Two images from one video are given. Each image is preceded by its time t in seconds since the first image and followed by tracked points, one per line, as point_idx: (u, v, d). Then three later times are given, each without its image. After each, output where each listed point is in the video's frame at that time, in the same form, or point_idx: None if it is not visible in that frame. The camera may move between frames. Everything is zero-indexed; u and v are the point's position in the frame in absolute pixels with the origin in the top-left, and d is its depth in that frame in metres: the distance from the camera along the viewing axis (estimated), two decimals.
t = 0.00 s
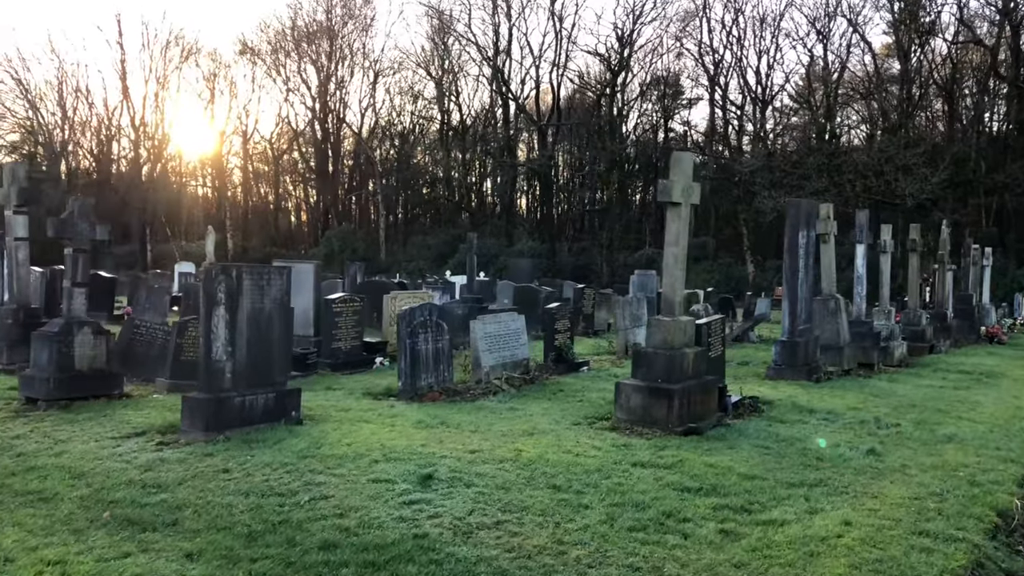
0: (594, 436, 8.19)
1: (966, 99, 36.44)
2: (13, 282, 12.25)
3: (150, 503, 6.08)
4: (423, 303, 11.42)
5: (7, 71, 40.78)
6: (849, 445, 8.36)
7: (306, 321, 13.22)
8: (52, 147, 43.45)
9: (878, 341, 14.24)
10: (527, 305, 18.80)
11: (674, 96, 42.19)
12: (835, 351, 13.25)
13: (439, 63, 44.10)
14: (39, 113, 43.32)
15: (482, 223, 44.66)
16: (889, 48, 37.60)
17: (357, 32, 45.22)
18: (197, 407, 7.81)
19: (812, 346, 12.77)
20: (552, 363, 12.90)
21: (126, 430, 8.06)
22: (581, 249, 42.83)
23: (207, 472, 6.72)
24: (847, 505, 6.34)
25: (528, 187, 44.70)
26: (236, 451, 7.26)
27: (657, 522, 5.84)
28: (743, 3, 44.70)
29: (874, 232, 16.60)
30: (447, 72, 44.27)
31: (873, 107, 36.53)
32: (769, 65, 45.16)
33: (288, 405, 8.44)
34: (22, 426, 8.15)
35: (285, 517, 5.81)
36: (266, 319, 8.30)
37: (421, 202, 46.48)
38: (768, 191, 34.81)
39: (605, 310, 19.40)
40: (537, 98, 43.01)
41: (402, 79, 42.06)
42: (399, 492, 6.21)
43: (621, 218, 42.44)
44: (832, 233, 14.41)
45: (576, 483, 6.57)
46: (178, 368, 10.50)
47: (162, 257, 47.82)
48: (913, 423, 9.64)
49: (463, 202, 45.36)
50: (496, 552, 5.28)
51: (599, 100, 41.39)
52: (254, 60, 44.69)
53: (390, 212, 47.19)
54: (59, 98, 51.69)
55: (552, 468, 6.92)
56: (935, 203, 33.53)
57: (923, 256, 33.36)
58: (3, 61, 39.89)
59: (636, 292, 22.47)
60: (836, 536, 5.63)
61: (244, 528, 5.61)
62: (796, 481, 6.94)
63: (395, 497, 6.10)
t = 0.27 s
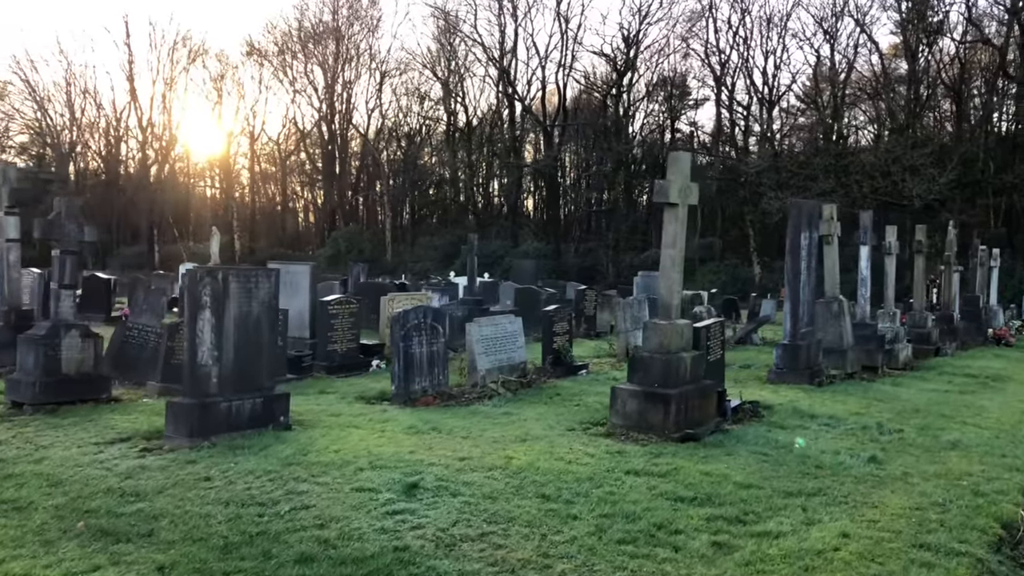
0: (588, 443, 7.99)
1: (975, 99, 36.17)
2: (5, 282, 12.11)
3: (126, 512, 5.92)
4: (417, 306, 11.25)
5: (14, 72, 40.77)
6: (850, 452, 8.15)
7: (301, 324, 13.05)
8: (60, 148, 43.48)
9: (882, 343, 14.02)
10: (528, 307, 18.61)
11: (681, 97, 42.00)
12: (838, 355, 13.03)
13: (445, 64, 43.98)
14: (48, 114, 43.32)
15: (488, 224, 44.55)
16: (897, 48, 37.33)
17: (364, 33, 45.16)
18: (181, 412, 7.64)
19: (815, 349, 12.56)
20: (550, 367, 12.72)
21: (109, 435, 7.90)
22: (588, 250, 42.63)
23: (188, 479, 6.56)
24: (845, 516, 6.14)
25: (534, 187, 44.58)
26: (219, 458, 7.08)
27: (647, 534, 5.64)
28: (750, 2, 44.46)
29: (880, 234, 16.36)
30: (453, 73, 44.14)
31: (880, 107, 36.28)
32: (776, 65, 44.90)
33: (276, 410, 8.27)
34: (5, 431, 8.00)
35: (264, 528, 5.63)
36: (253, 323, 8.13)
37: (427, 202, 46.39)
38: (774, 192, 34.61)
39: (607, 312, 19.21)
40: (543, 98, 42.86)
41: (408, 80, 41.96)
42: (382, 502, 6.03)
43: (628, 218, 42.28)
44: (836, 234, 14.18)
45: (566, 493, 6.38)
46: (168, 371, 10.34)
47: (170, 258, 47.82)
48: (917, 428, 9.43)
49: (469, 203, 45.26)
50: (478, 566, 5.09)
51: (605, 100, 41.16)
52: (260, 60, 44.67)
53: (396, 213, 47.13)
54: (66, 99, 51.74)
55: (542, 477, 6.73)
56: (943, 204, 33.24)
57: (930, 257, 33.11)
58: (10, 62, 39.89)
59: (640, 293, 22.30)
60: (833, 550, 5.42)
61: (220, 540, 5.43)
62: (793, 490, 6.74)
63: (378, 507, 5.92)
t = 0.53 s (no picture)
0: (583, 447, 7.77)
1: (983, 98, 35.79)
2: None
3: (100, 519, 5.71)
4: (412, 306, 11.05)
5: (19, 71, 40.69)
6: (853, 456, 7.91)
7: (296, 324, 12.84)
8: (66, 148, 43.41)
9: (888, 344, 13.78)
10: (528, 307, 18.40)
11: (688, 96, 41.69)
12: (842, 356, 12.79)
13: (450, 63, 43.77)
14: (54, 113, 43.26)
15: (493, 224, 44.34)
16: (904, 46, 36.97)
17: (368, 32, 44.97)
18: (165, 415, 7.44)
19: (819, 350, 12.32)
20: (548, 367, 12.51)
21: (92, 438, 7.70)
22: (593, 250, 42.39)
23: (168, 484, 6.35)
24: (847, 524, 5.90)
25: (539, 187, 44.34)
26: (201, 462, 6.88)
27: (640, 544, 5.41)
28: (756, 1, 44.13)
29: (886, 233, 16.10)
30: (458, 72, 43.92)
31: (888, 107, 35.94)
32: (783, 64, 44.55)
33: (264, 412, 8.08)
34: None
35: (241, 536, 5.41)
36: (240, 323, 7.94)
37: (432, 202, 46.19)
38: (780, 191, 34.31)
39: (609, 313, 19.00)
40: (549, 98, 42.61)
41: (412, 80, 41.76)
42: (366, 508, 5.81)
43: (633, 218, 42.02)
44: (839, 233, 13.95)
45: (558, 499, 6.16)
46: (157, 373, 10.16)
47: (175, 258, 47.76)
48: (922, 432, 9.17)
49: (473, 202, 45.04)
50: None
51: (610, 99, 40.87)
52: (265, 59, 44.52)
53: (402, 213, 46.94)
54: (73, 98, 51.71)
55: (533, 483, 6.50)
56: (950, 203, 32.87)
57: (938, 257, 32.78)
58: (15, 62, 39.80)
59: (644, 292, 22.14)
60: (834, 561, 5.18)
61: (195, 549, 5.21)
62: (794, 497, 6.50)
63: (361, 514, 5.71)
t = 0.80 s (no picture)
0: (576, 452, 7.54)
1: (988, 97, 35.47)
2: None
3: (70, 528, 5.49)
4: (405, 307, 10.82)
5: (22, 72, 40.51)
6: (854, 462, 7.67)
7: (289, 325, 12.63)
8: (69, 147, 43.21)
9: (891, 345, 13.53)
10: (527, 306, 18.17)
11: (692, 96, 41.39)
12: (845, 357, 12.54)
13: (453, 62, 43.50)
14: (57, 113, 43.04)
15: (496, 223, 44.19)
16: (909, 45, 36.63)
17: (372, 32, 44.79)
18: (145, 419, 7.22)
19: (820, 351, 12.07)
20: (545, 369, 12.28)
21: (70, 442, 7.48)
22: (596, 250, 42.14)
23: (143, 491, 6.14)
24: (847, 534, 5.66)
25: (542, 187, 44.11)
26: (179, 468, 6.65)
27: (631, 557, 5.17)
28: None
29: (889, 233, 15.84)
30: (461, 71, 43.67)
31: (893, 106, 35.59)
32: (787, 63, 44.23)
33: (249, 416, 7.85)
34: None
35: (214, 546, 5.19)
36: (224, 325, 7.72)
37: (436, 202, 45.94)
38: (783, 191, 34.02)
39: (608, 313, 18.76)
40: (552, 97, 42.39)
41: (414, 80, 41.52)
42: (346, 518, 5.59)
43: (637, 217, 41.74)
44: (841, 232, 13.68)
45: (547, 508, 5.92)
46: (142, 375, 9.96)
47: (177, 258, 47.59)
48: (927, 436, 8.93)
49: (477, 202, 44.88)
50: None
51: (613, 99, 40.58)
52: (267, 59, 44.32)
53: (405, 213, 46.67)
54: (75, 97, 51.55)
55: (523, 491, 6.27)
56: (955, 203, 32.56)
57: (943, 256, 32.52)
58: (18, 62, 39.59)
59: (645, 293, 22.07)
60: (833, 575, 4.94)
61: (165, 560, 4.99)
62: (793, 505, 6.26)
63: (341, 525, 5.48)
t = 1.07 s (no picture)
0: (565, 457, 7.33)
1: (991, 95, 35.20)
2: None
3: (34, 538, 5.28)
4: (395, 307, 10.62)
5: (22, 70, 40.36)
6: (851, 467, 7.45)
7: (279, 325, 12.43)
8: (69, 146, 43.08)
9: (892, 346, 13.31)
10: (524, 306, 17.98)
11: (694, 95, 41.18)
12: (844, 359, 12.31)
13: (454, 61, 43.31)
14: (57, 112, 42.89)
15: (496, 222, 44.00)
16: (912, 44, 36.40)
17: (373, 32, 44.66)
18: (119, 424, 7.02)
19: (819, 352, 11.84)
20: (539, 371, 12.07)
21: (44, 447, 7.28)
22: (598, 250, 41.97)
23: (113, 499, 5.93)
24: (842, 545, 5.44)
25: (543, 186, 43.94)
26: (153, 475, 6.44)
27: (615, 570, 4.95)
28: None
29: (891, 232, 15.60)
30: (462, 71, 43.51)
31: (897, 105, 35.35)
32: (789, 62, 44.02)
33: (228, 421, 7.65)
34: None
35: (181, 559, 4.97)
36: (204, 327, 7.52)
37: (437, 202, 45.78)
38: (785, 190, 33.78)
39: (606, 313, 18.55)
40: (553, 97, 42.18)
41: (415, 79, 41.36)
42: (320, 528, 5.38)
43: (638, 217, 41.51)
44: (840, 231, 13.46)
45: (530, 517, 5.70)
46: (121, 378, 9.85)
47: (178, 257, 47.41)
48: (927, 440, 8.71)
49: (478, 202, 44.71)
50: None
51: (614, 98, 40.39)
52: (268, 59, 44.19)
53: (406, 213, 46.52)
54: (76, 97, 51.43)
55: (507, 499, 6.06)
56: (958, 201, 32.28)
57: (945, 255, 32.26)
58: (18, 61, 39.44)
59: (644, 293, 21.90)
60: None
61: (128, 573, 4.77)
62: (786, 513, 6.04)
63: (315, 536, 5.27)
